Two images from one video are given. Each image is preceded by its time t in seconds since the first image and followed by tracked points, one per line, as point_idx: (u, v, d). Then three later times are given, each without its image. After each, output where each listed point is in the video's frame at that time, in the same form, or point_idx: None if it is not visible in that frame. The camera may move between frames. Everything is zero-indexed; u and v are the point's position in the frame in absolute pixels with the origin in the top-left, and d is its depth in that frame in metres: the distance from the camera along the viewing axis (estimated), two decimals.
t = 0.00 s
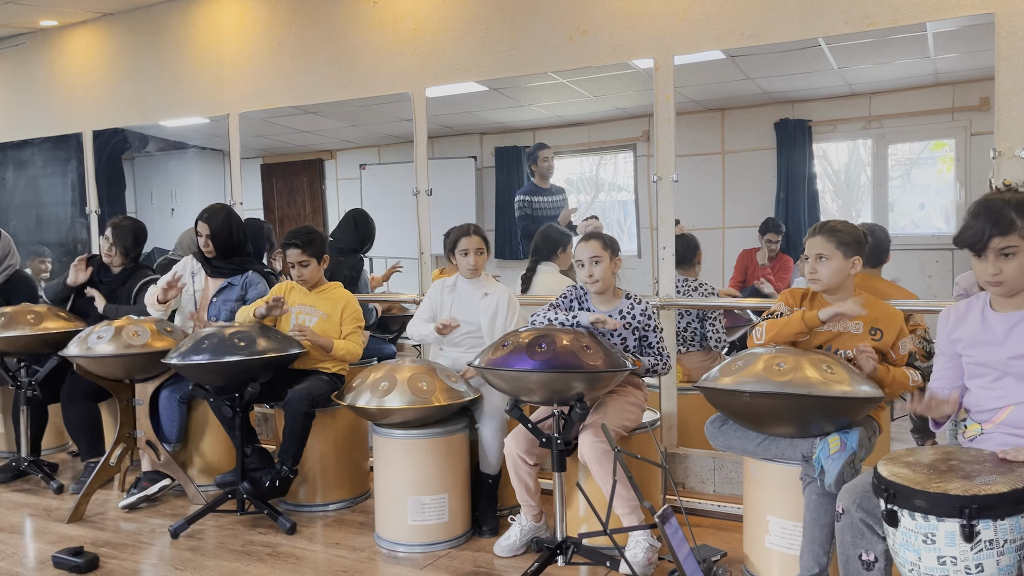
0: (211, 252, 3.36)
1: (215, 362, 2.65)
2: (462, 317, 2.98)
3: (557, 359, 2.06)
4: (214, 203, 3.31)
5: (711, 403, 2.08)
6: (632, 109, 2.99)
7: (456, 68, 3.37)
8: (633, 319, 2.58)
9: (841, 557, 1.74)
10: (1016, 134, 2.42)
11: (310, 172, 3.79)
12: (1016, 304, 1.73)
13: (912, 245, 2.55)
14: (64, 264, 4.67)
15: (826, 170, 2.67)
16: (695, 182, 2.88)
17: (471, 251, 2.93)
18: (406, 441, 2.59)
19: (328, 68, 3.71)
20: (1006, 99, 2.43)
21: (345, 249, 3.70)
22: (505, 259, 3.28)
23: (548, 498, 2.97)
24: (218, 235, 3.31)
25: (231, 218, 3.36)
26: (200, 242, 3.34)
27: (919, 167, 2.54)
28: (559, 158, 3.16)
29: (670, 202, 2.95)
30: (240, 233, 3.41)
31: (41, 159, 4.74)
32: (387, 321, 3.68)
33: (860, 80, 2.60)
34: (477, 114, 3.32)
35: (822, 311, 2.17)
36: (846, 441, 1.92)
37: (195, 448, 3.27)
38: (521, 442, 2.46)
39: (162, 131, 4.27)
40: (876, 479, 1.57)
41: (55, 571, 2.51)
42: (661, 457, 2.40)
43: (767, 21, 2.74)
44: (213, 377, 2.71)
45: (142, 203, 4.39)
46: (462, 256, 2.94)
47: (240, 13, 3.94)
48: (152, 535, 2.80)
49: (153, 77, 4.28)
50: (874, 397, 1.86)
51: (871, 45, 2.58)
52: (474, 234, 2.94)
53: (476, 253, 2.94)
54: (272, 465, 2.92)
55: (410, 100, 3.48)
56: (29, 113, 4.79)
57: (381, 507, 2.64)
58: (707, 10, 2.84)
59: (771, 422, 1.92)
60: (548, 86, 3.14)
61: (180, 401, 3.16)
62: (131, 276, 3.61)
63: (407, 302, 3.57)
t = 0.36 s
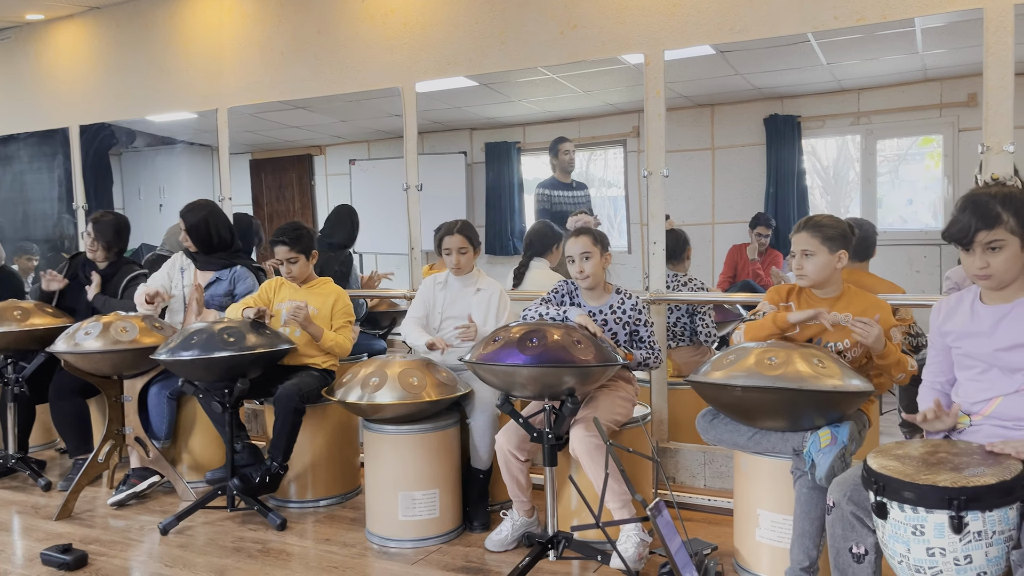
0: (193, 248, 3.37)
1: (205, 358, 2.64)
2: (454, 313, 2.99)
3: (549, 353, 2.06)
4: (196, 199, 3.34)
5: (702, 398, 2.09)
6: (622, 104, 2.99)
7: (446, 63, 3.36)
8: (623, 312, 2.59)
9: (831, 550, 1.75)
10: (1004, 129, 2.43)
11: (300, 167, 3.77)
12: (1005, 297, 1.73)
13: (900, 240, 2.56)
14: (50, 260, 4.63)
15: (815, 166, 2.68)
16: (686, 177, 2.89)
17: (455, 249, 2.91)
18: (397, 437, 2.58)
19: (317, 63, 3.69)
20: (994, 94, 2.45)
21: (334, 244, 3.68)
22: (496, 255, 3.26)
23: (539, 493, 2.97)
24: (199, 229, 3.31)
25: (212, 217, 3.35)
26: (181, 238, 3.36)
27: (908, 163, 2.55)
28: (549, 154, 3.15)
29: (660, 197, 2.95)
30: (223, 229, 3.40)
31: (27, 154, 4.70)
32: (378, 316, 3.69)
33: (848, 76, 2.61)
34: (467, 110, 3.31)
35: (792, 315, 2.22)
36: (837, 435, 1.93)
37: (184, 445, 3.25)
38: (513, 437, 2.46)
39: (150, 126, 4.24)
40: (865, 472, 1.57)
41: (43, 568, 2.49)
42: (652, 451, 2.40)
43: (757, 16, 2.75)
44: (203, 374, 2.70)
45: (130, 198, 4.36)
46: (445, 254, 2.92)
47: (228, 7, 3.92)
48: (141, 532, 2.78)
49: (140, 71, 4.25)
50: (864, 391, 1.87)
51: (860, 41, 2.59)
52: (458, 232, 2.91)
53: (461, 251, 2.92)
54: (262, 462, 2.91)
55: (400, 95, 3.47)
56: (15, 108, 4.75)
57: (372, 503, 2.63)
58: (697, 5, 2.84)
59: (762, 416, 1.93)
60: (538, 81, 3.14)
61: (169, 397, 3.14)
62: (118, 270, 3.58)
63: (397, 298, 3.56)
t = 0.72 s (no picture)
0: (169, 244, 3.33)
1: (193, 355, 2.62)
2: (440, 309, 2.98)
3: (539, 350, 2.06)
4: (170, 195, 3.31)
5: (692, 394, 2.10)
6: (611, 101, 2.99)
7: (435, 59, 3.35)
8: (614, 310, 2.59)
9: (820, 545, 1.75)
10: (991, 125, 2.45)
11: (288, 164, 3.76)
12: (995, 291, 1.75)
13: (886, 237, 2.57)
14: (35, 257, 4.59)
15: (802, 163, 2.69)
16: (675, 174, 2.89)
17: (440, 242, 2.96)
18: (386, 434, 2.58)
19: (305, 58, 3.67)
20: (981, 91, 2.45)
21: (322, 239, 3.67)
22: (486, 253, 3.22)
23: (529, 489, 2.98)
24: (168, 223, 3.26)
25: (188, 210, 3.30)
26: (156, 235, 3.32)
27: (894, 160, 2.56)
28: (538, 151, 3.15)
29: (649, 194, 2.96)
30: (199, 222, 3.35)
31: (11, 150, 4.66)
32: (367, 313, 3.64)
33: (836, 74, 2.62)
34: (455, 106, 3.30)
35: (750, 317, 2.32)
36: (825, 429, 1.94)
37: (172, 443, 3.23)
38: (503, 434, 2.46)
39: (136, 122, 4.21)
40: (855, 467, 1.58)
41: (29, 567, 2.47)
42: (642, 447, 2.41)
43: (745, 13, 2.76)
44: (191, 371, 2.68)
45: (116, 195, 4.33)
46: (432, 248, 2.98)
47: (215, 1, 3.89)
48: (129, 531, 2.76)
49: (126, 66, 4.21)
50: (851, 386, 1.88)
51: (847, 38, 2.60)
52: (443, 225, 2.97)
53: (446, 243, 2.96)
54: (251, 459, 2.90)
55: (389, 91, 3.45)
56: None
57: (361, 500, 2.62)
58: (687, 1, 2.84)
59: (751, 412, 1.94)
60: (527, 78, 3.14)
61: (156, 395, 3.12)
62: (93, 266, 3.57)
63: (386, 294, 3.55)
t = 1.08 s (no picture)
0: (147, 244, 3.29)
1: (180, 354, 2.61)
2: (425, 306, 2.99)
3: (529, 348, 2.06)
4: (144, 194, 3.24)
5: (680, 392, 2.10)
6: (600, 100, 3.00)
7: (424, 57, 3.34)
8: (598, 306, 2.60)
9: (809, 542, 1.76)
10: (978, 125, 2.46)
11: (275, 161, 3.74)
12: (980, 292, 1.76)
13: (874, 235, 2.59)
14: (19, 255, 4.54)
15: (790, 162, 2.70)
16: (664, 172, 2.90)
17: (417, 243, 2.94)
18: (375, 432, 2.57)
19: (293, 55, 3.65)
20: (967, 90, 2.47)
21: (307, 237, 3.64)
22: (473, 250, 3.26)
23: (519, 486, 2.98)
24: (145, 222, 3.21)
25: (164, 207, 3.24)
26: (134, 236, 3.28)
27: (881, 159, 2.57)
28: (527, 149, 3.15)
29: (638, 192, 2.96)
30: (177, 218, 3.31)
31: None
32: (354, 311, 3.62)
33: (824, 72, 2.63)
34: (444, 104, 3.29)
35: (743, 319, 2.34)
36: (812, 425, 1.96)
37: (159, 441, 3.21)
38: (492, 432, 2.47)
39: (122, 119, 4.17)
40: (844, 464, 1.59)
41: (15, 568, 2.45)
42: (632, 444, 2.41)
43: (733, 12, 2.76)
44: (179, 369, 2.66)
45: (101, 192, 4.29)
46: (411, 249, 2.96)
47: None
48: (116, 530, 2.74)
49: (112, 62, 4.17)
50: (837, 382, 1.90)
51: (835, 37, 2.61)
52: (420, 225, 2.94)
53: (423, 244, 2.94)
54: (239, 458, 2.89)
55: (377, 88, 3.44)
56: None
57: (351, 498, 2.62)
58: None
59: (739, 409, 1.94)
60: (516, 76, 3.13)
61: (143, 393, 3.10)
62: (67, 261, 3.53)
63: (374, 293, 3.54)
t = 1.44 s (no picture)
0: (128, 242, 3.27)
1: (165, 353, 2.59)
2: (409, 305, 2.99)
3: (515, 347, 2.06)
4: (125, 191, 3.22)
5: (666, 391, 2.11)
6: (587, 99, 3.01)
7: (411, 56, 3.33)
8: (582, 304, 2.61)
9: (794, 540, 1.77)
10: (960, 126, 2.48)
11: (260, 160, 3.72)
12: (964, 291, 1.77)
13: (858, 235, 2.61)
14: None
15: (775, 162, 2.72)
16: (651, 172, 2.91)
17: (400, 239, 2.95)
18: (361, 432, 2.56)
19: (278, 54, 3.64)
20: (951, 91, 2.49)
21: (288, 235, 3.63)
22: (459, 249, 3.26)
23: (505, 486, 2.98)
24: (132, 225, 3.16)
25: (144, 206, 3.21)
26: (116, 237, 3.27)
27: (864, 160, 2.59)
28: (513, 148, 3.15)
29: (625, 192, 2.97)
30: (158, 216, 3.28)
31: None
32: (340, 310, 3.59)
33: (808, 73, 2.65)
34: (430, 103, 3.29)
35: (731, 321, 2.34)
36: (796, 424, 1.97)
37: (142, 441, 3.19)
38: (480, 431, 2.47)
39: (105, 117, 4.13)
40: (828, 462, 1.60)
41: None
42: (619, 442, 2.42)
43: (719, 13, 2.78)
44: (163, 369, 2.65)
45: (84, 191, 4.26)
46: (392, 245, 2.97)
47: None
48: (100, 531, 2.72)
49: (95, 60, 4.14)
50: (822, 381, 1.91)
51: (819, 38, 2.63)
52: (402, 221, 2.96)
53: (406, 239, 2.95)
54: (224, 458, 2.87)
55: (364, 87, 3.43)
56: None
57: (337, 498, 2.61)
58: None
59: (724, 408, 1.95)
60: (502, 75, 3.13)
61: (127, 392, 3.07)
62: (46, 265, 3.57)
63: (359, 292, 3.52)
